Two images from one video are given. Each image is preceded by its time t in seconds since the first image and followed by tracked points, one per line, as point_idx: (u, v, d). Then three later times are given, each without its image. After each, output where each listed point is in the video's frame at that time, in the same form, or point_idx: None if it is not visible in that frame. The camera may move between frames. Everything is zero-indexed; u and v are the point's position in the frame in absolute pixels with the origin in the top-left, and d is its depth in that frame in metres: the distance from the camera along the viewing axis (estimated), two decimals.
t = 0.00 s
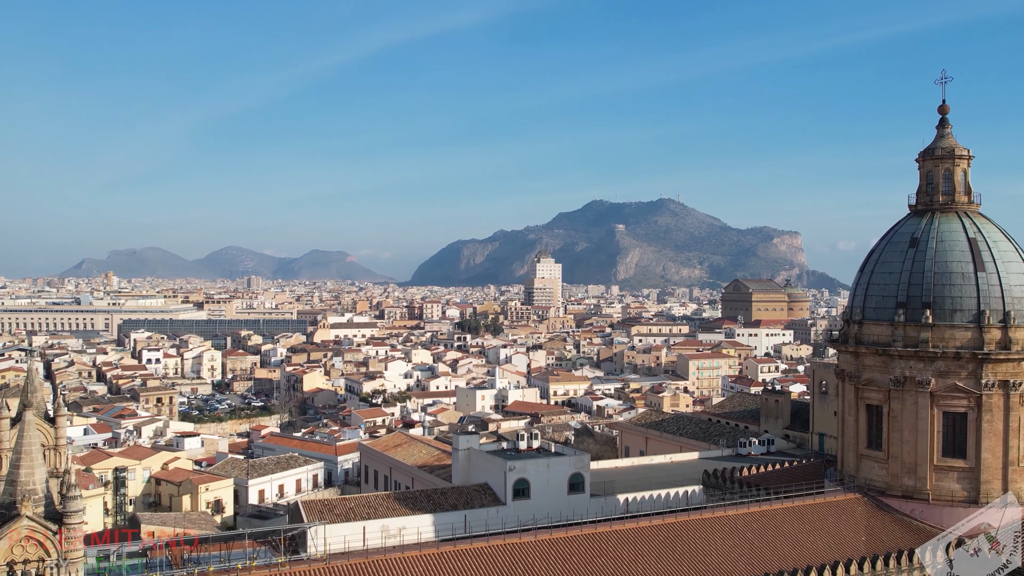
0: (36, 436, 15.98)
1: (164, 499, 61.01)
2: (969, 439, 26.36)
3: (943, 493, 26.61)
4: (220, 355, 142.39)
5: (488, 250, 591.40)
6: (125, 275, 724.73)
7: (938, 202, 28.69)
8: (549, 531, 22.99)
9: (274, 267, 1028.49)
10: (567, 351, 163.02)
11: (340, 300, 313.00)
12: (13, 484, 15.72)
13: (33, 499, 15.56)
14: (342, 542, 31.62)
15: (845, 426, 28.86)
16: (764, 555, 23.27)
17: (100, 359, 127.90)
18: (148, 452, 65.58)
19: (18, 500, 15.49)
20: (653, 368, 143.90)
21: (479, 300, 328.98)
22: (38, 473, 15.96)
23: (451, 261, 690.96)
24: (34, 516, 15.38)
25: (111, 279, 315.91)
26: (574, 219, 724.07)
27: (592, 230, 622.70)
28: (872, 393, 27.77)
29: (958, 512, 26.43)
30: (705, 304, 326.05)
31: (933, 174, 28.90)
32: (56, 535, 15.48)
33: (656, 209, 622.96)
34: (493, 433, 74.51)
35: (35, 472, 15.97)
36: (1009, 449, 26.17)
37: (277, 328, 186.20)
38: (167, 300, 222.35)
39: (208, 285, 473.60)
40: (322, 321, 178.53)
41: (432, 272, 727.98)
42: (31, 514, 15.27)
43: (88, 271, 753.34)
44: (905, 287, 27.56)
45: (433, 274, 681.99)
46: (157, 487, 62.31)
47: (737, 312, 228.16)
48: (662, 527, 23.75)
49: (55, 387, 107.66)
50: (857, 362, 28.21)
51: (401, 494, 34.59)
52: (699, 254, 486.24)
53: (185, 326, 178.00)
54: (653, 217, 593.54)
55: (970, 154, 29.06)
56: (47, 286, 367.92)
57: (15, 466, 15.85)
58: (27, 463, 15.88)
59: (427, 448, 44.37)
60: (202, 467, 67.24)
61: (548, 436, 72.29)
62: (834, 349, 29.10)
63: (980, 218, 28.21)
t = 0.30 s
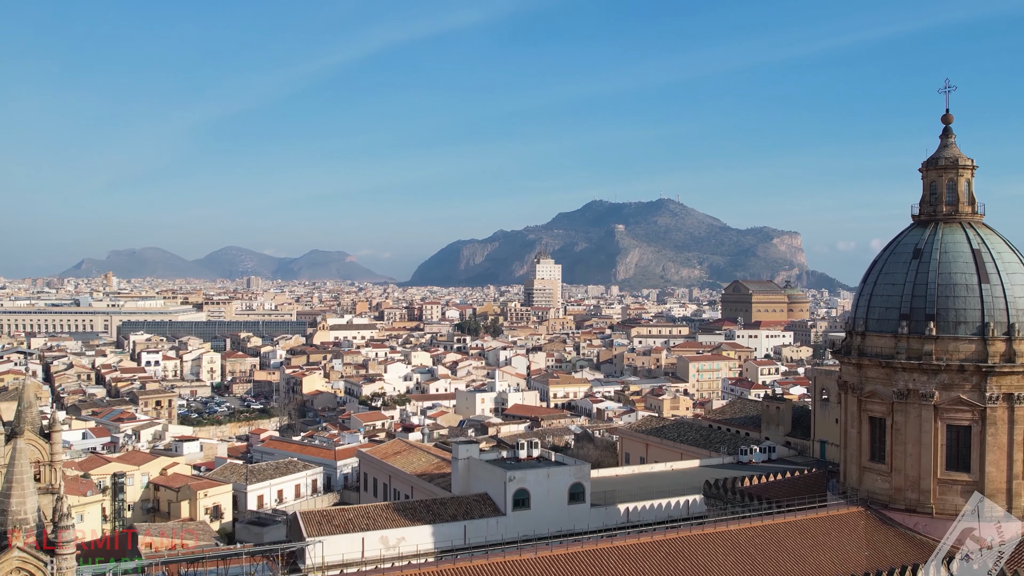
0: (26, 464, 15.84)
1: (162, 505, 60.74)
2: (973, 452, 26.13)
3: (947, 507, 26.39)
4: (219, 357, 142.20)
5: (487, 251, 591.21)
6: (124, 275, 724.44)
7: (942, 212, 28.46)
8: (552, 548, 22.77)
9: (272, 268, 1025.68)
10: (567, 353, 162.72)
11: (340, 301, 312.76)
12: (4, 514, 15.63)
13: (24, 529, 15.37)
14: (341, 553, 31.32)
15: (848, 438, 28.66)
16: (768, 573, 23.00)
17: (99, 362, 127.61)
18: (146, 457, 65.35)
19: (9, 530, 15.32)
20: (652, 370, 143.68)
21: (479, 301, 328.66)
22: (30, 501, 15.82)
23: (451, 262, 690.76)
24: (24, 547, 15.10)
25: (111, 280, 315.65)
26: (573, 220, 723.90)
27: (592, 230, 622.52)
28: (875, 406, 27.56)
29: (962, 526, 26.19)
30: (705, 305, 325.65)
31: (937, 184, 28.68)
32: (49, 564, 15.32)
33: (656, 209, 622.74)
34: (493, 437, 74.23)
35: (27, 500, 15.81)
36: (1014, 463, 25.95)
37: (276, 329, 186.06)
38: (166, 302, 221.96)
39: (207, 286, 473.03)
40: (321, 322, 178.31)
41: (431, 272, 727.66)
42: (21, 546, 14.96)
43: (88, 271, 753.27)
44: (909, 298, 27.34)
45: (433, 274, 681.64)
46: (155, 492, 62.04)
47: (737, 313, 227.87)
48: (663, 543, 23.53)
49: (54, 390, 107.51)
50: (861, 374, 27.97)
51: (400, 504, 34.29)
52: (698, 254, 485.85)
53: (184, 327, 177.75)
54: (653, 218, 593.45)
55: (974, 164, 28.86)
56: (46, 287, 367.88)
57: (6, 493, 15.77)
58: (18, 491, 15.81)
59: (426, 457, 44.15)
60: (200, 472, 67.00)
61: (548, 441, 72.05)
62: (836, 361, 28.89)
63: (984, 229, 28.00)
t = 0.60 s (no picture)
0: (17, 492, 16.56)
1: (160, 511, 60.39)
2: (977, 466, 25.91)
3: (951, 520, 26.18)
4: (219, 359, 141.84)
5: (487, 251, 590.80)
6: (123, 275, 724.01)
7: (945, 223, 28.24)
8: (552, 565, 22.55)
9: (272, 267, 1025.62)
10: (566, 355, 162.43)
11: (339, 301, 312.55)
12: None
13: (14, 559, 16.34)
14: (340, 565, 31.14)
15: (850, 451, 28.44)
16: None
17: (98, 364, 127.43)
18: (145, 462, 65.18)
19: None
20: (652, 373, 143.41)
21: (479, 301, 328.45)
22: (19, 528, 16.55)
23: (450, 262, 690.63)
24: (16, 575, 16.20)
25: (110, 280, 315.25)
26: (573, 220, 723.79)
27: (592, 231, 622.49)
28: (879, 419, 27.33)
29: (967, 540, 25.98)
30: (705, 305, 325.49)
31: (940, 195, 28.44)
32: None
33: (656, 210, 622.49)
34: (492, 442, 73.98)
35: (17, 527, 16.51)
36: (1019, 477, 25.74)
37: (276, 331, 185.76)
38: (165, 303, 221.68)
39: (206, 286, 472.60)
40: (321, 324, 178.16)
41: (431, 272, 727.24)
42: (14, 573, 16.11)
43: (88, 271, 753.27)
44: (912, 310, 27.10)
45: (432, 274, 681.41)
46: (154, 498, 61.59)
47: (737, 315, 227.57)
48: (665, 558, 23.35)
49: (53, 394, 107.25)
50: (863, 386, 27.76)
51: (399, 515, 34.07)
52: (698, 255, 485.63)
53: (184, 329, 177.60)
54: (653, 218, 593.18)
55: (978, 174, 28.61)
56: (47, 288, 367.91)
57: None
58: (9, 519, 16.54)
59: (426, 464, 44.01)
60: (199, 477, 66.82)
61: (548, 446, 71.78)
62: (839, 372, 28.67)
63: (988, 240, 27.77)
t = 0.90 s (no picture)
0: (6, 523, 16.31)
1: (159, 516, 60.15)
2: (982, 479, 25.73)
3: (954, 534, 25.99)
4: (218, 362, 141.57)
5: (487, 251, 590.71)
6: (122, 275, 723.24)
7: (949, 233, 28.01)
8: None
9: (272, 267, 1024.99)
10: (566, 357, 162.14)
11: (338, 302, 312.04)
12: None
13: None
14: None
15: (853, 463, 28.21)
16: None
17: (97, 367, 127.16)
18: (143, 467, 65.02)
19: None
20: (652, 375, 143.08)
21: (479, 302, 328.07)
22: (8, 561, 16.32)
23: (450, 262, 690.38)
24: None
25: (110, 280, 314.54)
26: (572, 220, 723.33)
27: (592, 231, 622.31)
28: (882, 431, 27.13)
29: (971, 555, 25.83)
30: (705, 306, 325.21)
31: (944, 206, 28.20)
32: None
33: (656, 210, 622.15)
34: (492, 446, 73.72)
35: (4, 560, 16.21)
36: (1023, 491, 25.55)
37: (275, 333, 185.38)
38: (164, 304, 221.24)
39: (206, 287, 472.10)
40: (321, 326, 177.85)
41: (430, 272, 726.92)
42: None
43: (88, 271, 752.80)
44: (916, 322, 26.85)
45: (432, 274, 680.95)
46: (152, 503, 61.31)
47: (737, 315, 227.24)
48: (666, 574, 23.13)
49: (52, 397, 106.95)
50: (867, 398, 27.53)
51: (398, 525, 33.82)
52: (698, 255, 485.31)
53: (183, 331, 177.29)
54: (652, 218, 592.86)
55: (982, 185, 28.38)
56: (46, 288, 367.37)
57: None
58: None
59: (425, 472, 43.78)
60: (198, 482, 66.62)
61: (548, 451, 71.52)
62: (841, 384, 28.44)
63: (992, 251, 27.55)
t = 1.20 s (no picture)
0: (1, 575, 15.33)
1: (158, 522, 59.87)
2: (986, 493, 25.51)
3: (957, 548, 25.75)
4: (218, 364, 141.20)
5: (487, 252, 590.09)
6: (122, 275, 722.22)
7: (953, 244, 27.78)
8: None
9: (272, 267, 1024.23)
10: (566, 359, 161.74)
11: (338, 303, 311.53)
12: None
13: None
14: None
15: (856, 475, 27.99)
16: None
17: (96, 369, 126.79)
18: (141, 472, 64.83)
19: None
20: (652, 378, 142.69)
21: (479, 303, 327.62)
22: None
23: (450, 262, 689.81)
24: None
25: (110, 280, 313.83)
26: (572, 220, 722.84)
27: (592, 232, 621.79)
28: (885, 444, 26.89)
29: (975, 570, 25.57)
30: (705, 307, 324.83)
31: (948, 217, 28.00)
32: None
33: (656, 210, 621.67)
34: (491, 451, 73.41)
35: None
36: None
37: (275, 335, 184.91)
38: (164, 305, 220.63)
39: (206, 287, 471.01)
40: (320, 327, 177.42)
41: (430, 273, 725.97)
42: None
43: (87, 271, 751.62)
44: (920, 334, 26.62)
45: (432, 275, 680.16)
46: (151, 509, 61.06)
47: (737, 316, 226.88)
48: None
49: (51, 400, 106.61)
50: (869, 411, 27.32)
51: (398, 536, 33.55)
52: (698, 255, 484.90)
53: (183, 333, 176.81)
54: (652, 219, 592.25)
55: (986, 195, 28.19)
56: (47, 289, 366.77)
57: None
58: None
59: (425, 480, 43.50)
60: (196, 487, 66.35)
61: (548, 455, 71.20)
62: (844, 396, 28.24)
63: (996, 262, 27.35)
